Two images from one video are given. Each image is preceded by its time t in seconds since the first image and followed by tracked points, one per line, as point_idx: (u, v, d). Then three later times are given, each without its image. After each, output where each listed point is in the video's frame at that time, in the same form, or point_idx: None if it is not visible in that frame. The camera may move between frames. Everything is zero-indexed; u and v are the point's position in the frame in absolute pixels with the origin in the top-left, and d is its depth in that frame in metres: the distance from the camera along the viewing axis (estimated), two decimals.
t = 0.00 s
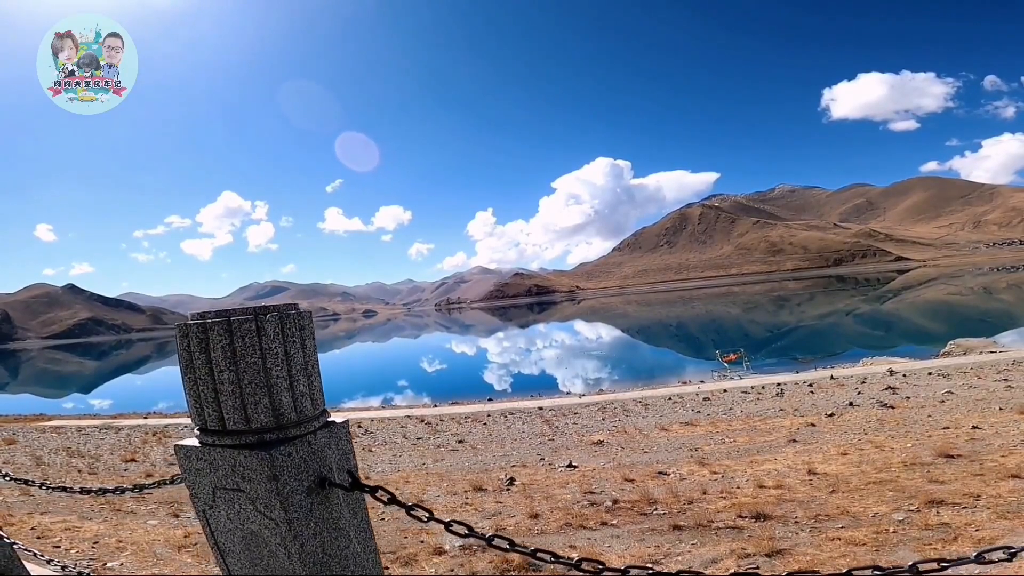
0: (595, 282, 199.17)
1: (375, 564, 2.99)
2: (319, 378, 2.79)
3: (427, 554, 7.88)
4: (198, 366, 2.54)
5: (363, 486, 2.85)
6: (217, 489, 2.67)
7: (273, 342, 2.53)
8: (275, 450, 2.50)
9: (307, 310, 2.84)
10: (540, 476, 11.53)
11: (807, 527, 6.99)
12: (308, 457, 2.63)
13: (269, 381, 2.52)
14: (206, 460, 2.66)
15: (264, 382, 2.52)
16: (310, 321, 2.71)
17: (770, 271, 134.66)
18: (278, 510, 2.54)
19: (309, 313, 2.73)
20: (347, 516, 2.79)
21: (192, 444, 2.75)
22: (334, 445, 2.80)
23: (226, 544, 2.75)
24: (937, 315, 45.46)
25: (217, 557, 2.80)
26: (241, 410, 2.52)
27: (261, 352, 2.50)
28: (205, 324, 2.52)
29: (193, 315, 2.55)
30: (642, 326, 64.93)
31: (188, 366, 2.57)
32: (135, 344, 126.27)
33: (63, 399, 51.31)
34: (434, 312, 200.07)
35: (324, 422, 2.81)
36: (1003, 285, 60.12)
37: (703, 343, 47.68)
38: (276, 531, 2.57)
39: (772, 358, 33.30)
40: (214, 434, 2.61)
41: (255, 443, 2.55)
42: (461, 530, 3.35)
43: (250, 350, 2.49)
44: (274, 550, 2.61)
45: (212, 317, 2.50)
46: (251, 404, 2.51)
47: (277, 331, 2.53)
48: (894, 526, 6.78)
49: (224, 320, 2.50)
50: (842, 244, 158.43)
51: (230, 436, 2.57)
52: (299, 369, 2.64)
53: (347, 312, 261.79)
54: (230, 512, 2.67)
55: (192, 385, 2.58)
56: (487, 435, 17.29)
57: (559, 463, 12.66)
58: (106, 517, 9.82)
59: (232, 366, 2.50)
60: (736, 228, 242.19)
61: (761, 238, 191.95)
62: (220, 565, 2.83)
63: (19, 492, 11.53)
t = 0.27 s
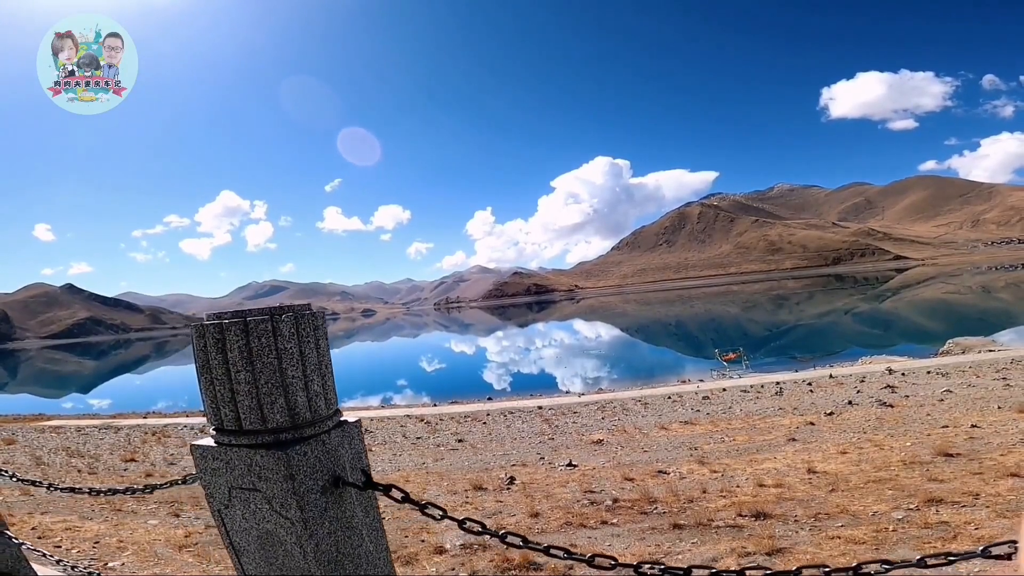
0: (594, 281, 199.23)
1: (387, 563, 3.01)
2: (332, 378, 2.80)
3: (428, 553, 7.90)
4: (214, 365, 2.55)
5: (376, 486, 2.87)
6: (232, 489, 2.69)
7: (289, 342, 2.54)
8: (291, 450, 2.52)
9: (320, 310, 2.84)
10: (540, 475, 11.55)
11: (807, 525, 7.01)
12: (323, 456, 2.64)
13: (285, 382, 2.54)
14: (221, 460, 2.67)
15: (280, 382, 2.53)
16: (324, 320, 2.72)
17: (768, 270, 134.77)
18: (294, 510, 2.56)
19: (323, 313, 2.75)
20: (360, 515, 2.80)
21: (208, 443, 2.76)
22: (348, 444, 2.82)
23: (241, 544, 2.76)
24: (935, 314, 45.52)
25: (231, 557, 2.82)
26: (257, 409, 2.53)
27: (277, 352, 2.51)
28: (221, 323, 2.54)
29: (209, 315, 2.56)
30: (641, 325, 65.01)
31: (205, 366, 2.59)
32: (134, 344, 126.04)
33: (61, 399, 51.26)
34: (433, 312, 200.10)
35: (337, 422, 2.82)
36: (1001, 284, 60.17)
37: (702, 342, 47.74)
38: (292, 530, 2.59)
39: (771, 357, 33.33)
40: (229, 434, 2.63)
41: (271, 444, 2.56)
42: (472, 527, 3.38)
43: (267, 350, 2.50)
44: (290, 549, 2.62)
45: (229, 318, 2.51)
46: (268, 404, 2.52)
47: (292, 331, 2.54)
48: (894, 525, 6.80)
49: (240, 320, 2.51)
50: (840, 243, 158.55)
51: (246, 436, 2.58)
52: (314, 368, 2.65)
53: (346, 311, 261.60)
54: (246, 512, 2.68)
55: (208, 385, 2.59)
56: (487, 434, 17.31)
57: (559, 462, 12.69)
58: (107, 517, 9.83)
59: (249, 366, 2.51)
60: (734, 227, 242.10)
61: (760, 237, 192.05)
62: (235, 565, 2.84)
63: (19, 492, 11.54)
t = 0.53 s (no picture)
0: (591, 278, 199.32)
1: (394, 562, 3.02)
2: (338, 378, 2.80)
3: (428, 552, 7.92)
4: (220, 367, 2.55)
5: (383, 485, 2.87)
6: (240, 490, 2.69)
7: (295, 343, 2.54)
8: (299, 451, 2.52)
9: (325, 309, 2.84)
10: (539, 473, 11.58)
11: (805, 522, 7.06)
12: (329, 456, 2.65)
13: (292, 382, 2.54)
14: (228, 461, 2.67)
15: (286, 383, 2.53)
16: (329, 321, 2.72)
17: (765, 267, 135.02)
18: (302, 511, 2.57)
19: (328, 314, 2.74)
20: (367, 515, 2.81)
21: (214, 444, 2.76)
22: (354, 444, 2.82)
23: (249, 545, 2.77)
24: (931, 309, 45.67)
25: (239, 558, 2.82)
26: (264, 410, 2.53)
27: (283, 353, 2.51)
28: (227, 324, 2.53)
29: (216, 316, 2.57)
30: (638, 322, 65.10)
31: (210, 367, 2.58)
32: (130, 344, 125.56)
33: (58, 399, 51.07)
34: (430, 310, 199.91)
35: (343, 422, 2.82)
36: (996, 280, 60.46)
37: (699, 338, 47.82)
38: (299, 531, 2.59)
39: (768, 354, 33.43)
40: (236, 434, 2.63)
41: (278, 444, 2.56)
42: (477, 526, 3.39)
43: (273, 351, 2.50)
44: (298, 550, 2.64)
45: (234, 319, 2.51)
46: (275, 405, 2.53)
47: (298, 331, 2.55)
48: (892, 521, 6.85)
49: (246, 321, 2.51)
50: (836, 239, 158.96)
51: (253, 436, 2.59)
52: (320, 368, 2.65)
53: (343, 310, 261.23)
54: (253, 513, 2.68)
55: (214, 386, 2.59)
56: (485, 432, 17.33)
57: (558, 459, 12.72)
58: (106, 517, 9.82)
59: (255, 366, 2.51)
60: (731, 223, 242.33)
61: (756, 233, 192.38)
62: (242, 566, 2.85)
63: (18, 493, 11.51)
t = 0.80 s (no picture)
0: (587, 276, 199.37)
1: (398, 563, 3.02)
2: (339, 378, 2.80)
3: (428, 551, 7.92)
4: (220, 368, 2.54)
5: (386, 486, 2.87)
6: (242, 492, 2.68)
7: (295, 342, 2.54)
8: (301, 452, 2.52)
9: (324, 309, 2.84)
10: (538, 471, 11.59)
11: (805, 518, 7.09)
12: (332, 458, 2.64)
13: (292, 383, 2.53)
14: (229, 463, 2.67)
15: (287, 383, 2.52)
16: (329, 320, 2.71)
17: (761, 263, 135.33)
18: (305, 513, 2.56)
19: (327, 313, 2.74)
20: (370, 516, 2.81)
21: (214, 446, 2.75)
22: (356, 444, 2.82)
23: (251, 548, 2.76)
24: (926, 304, 45.90)
25: (242, 561, 2.82)
26: (265, 412, 2.53)
27: (283, 353, 2.51)
28: (226, 324, 2.53)
29: (215, 316, 2.56)
30: (636, 319, 65.16)
31: (210, 368, 2.58)
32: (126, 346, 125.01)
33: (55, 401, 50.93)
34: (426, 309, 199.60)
35: (345, 422, 2.82)
36: (991, 274, 60.70)
37: (695, 335, 47.92)
38: (303, 533, 2.59)
39: (765, 350, 33.54)
40: (237, 436, 2.63)
41: (279, 445, 2.56)
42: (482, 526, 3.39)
43: (273, 351, 2.49)
44: (301, 552, 2.63)
45: (234, 319, 2.50)
46: (275, 405, 2.52)
47: (298, 331, 2.54)
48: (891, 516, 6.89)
49: (246, 320, 2.51)
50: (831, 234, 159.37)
51: (254, 437, 2.58)
52: (320, 368, 2.65)
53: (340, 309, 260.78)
54: (256, 515, 2.68)
55: (214, 387, 2.58)
56: (484, 430, 17.34)
57: (557, 458, 12.73)
58: (104, 519, 9.79)
59: (255, 367, 2.50)
60: (726, 219, 242.61)
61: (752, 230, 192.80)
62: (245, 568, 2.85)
63: (15, 496, 11.46)
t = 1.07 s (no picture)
0: (585, 274, 199.51)
1: (388, 562, 3.02)
2: (327, 377, 2.79)
3: (428, 550, 7.93)
4: (206, 367, 2.53)
5: (375, 486, 2.86)
6: (230, 493, 2.67)
7: (281, 342, 2.53)
8: (288, 452, 2.51)
9: (312, 307, 2.82)
10: (538, 469, 11.60)
11: (805, 515, 7.10)
12: (320, 457, 2.63)
13: (280, 382, 2.52)
14: (217, 464, 2.66)
15: (274, 383, 2.51)
16: (317, 319, 2.70)
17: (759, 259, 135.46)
18: (293, 513, 2.55)
19: (314, 311, 2.72)
20: (360, 514, 2.80)
21: (202, 446, 2.74)
22: (345, 445, 2.80)
23: (241, 548, 2.76)
24: (923, 300, 46.03)
25: (232, 561, 2.81)
26: (251, 412, 2.52)
27: (269, 352, 2.50)
28: (211, 324, 2.51)
29: (200, 316, 2.54)
30: (634, 317, 65.24)
31: (196, 368, 2.57)
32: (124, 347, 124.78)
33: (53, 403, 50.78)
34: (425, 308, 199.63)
35: (333, 422, 2.81)
36: (988, 270, 60.87)
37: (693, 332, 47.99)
38: (291, 532, 2.59)
39: (762, 346, 33.62)
40: (224, 437, 2.62)
41: (266, 445, 2.55)
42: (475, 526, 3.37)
43: (259, 351, 2.48)
44: (291, 553, 2.62)
45: (219, 319, 2.48)
46: (262, 406, 2.51)
47: (284, 331, 2.52)
48: (890, 512, 6.90)
49: (231, 320, 2.49)
50: (828, 231, 159.64)
51: (241, 438, 2.57)
52: (307, 368, 2.64)
53: (338, 309, 260.62)
54: (244, 516, 2.67)
55: (200, 388, 2.57)
56: (483, 429, 17.35)
57: (556, 455, 12.75)
58: (104, 521, 9.78)
59: (241, 367, 2.49)
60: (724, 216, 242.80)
61: (749, 226, 192.88)
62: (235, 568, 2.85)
63: (15, 498, 11.44)
